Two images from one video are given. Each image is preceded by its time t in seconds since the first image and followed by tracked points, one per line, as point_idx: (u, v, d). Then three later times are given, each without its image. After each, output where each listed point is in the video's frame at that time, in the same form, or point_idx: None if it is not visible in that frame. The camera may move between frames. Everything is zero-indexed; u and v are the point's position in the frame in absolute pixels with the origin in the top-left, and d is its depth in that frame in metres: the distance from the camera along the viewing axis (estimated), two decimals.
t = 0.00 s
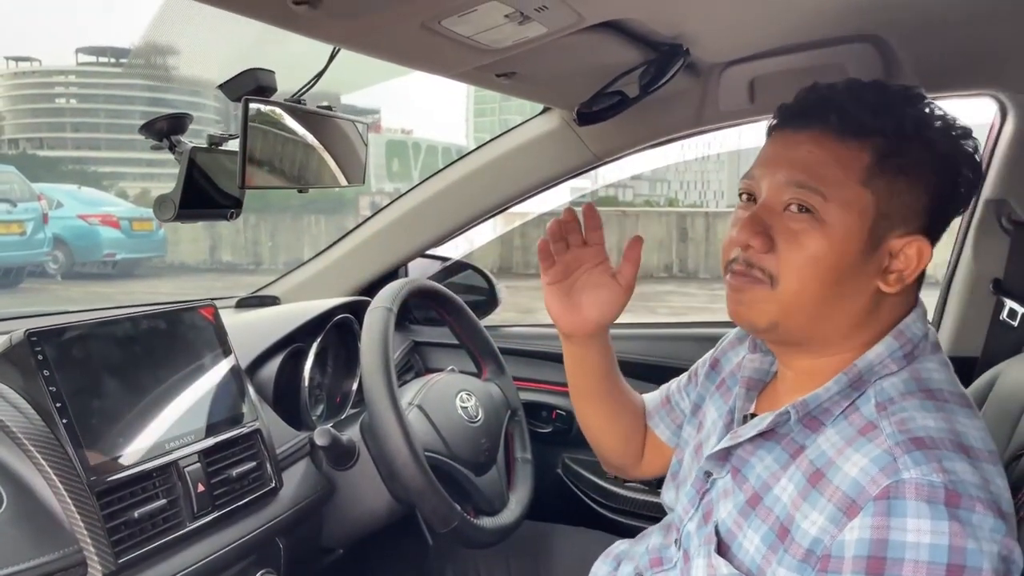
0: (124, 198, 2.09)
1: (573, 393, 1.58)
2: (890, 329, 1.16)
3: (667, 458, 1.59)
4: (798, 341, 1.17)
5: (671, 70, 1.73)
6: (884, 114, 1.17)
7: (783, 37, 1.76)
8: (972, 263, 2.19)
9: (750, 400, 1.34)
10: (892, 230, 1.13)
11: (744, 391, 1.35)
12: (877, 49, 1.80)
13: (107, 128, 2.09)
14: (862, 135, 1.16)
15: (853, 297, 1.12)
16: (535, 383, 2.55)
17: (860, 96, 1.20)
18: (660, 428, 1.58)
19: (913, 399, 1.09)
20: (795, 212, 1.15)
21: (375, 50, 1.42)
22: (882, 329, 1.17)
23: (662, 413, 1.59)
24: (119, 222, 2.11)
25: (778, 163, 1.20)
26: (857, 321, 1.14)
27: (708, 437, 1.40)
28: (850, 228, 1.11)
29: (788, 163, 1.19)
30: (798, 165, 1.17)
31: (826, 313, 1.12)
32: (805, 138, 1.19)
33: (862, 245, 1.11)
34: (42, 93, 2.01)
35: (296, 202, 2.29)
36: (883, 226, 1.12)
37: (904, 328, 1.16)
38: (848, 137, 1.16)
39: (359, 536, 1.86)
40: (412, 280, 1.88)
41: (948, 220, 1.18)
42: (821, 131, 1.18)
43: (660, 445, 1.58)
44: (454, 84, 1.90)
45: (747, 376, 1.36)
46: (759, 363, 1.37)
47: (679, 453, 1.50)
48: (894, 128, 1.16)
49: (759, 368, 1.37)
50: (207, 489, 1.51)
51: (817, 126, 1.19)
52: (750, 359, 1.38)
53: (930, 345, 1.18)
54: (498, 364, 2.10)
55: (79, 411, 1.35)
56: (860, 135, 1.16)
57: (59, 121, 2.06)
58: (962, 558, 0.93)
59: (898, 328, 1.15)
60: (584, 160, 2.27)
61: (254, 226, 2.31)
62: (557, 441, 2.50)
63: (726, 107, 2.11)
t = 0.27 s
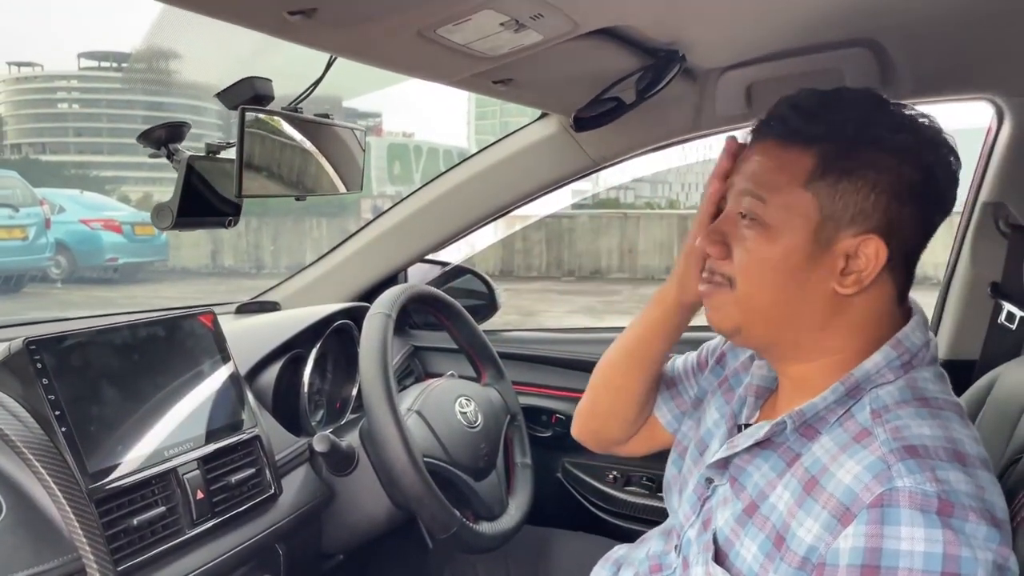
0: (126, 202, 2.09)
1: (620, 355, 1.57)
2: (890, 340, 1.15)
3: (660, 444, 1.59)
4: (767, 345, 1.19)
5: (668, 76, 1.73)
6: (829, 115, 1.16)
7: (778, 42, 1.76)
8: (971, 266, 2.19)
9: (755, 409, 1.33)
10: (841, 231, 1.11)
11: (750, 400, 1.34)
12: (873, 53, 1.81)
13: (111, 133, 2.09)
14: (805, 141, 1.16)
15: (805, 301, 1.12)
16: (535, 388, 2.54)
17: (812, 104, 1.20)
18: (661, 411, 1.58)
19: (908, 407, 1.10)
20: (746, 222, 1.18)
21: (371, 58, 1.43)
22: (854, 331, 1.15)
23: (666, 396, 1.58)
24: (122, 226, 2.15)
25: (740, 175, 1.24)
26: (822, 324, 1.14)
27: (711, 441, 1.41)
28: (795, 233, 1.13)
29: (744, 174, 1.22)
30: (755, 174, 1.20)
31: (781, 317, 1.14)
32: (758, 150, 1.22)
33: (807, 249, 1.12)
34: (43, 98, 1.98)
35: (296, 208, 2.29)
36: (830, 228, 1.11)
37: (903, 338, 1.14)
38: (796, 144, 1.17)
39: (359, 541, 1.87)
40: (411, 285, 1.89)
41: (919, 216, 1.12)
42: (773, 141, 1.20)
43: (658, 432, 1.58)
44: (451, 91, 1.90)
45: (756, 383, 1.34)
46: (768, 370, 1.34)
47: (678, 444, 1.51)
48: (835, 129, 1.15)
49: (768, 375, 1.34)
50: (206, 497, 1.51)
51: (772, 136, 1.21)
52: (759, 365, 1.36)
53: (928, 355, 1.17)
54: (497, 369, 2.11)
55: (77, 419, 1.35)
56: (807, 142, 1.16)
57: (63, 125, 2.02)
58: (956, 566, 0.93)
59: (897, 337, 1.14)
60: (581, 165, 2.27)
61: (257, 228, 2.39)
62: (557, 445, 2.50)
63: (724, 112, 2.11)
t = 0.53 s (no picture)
0: (127, 206, 2.04)
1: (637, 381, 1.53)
2: (906, 350, 1.14)
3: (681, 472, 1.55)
4: (787, 347, 1.19)
5: (664, 81, 1.73)
6: (876, 129, 1.14)
7: (773, 47, 1.76)
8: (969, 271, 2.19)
9: (761, 415, 1.34)
10: (867, 243, 1.10)
11: (756, 406, 1.35)
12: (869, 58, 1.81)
13: (112, 139, 2.09)
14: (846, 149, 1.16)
15: (825, 306, 1.12)
16: (534, 392, 2.56)
17: (865, 111, 1.18)
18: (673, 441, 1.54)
19: (918, 416, 1.10)
20: (775, 220, 1.19)
21: (366, 66, 1.43)
22: (871, 345, 1.14)
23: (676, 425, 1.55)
24: (123, 231, 2.11)
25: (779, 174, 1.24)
26: (841, 332, 1.14)
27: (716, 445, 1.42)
28: (820, 237, 1.13)
29: (783, 175, 1.22)
30: (792, 174, 1.20)
31: (800, 319, 1.14)
32: (800, 151, 1.21)
33: (829, 255, 1.12)
34: (45, 103, 1.99)
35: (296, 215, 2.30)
36: (854, 238, 1.11)
37: (920, 350, 1.13)
38: (838, 149, 1.16)
39: (358, 548, 1.86)
40: (408, 291, 1.89)
41: (959, 243, 1.09)
42: (816, 143, 1.20)
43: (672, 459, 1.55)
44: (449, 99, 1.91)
45: (761, 390, 1.35)
46: (774, 377, 1.36)
47: (688, 462, 1.50)
48: (879, 140, 1.14)
49: (774, 383, 1.35)
50: (205, 503, 1.51)
51: (819, 137, 1.20)
52: (763, 372, 1.37)
53: (943, 367, 1.16)
54: (496, 374, 2.11)
55: (76, 427, 1.36)
56: (850, 149, 1.15)
57: (64, 129, 2.04)
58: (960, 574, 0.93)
59: (914, 348, 1.13)
60: (579, 169, 2.27)
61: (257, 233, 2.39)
62: (556, 450, 2.50)
63: (721, 117, 2.12)
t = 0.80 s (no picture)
0: (128, 211, 2.05)
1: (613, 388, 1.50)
2: (900, 352, 1.14)
3: (673, 470, 1.57)
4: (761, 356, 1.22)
5: (663, 86, 1.74)
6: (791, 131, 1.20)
7: (772, 52, 1.76)
8: (968, 275, 2.20)
9: (762, 418, 1.34)
10: (795, 233, 1.14)
11: (757, 409, 1.35)
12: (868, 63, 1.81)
13: (115, 144, 2.07)
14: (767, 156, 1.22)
15: (772, 303, 1.16)
16: (535, 396, 2.56)
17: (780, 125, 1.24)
18: (671, 440, 1.56)
19: (914, 419, 1.09)
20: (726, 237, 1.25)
21: (366, 73, 1.44)
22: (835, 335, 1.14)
23: (675, 426, 1.57)
24: (124, 235, 2.09)
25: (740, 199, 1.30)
26: (804, 331, 1.16)
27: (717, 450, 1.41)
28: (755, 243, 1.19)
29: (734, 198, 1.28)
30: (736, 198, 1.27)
31: (756, 322, 1.18)
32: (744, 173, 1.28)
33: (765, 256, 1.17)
34: (47, 108, 1.98)
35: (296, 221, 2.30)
36: (782, 233, 1.15)
37: (913, 351, 1.13)
38: (760, 162, 1.23)
39: (359, 554, 1.86)
40: (409, 297, 1.89)
41: (886, 209, 1.09)
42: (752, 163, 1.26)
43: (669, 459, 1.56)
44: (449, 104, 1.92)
45: (761, 393, 1.35)
46: (773, 379, 1.36)
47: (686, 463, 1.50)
48: (787, 144, 1.19)
49: (774, 386, 1.35)
50: (205, 510, 1.51)
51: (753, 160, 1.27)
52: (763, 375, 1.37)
53: (937, 368, 1.16)
54: (497, 379, 2.11)
55: (77, 434, 1.36)
56: (765, 159, 1.21)
57: (64, 135, 2.02)
58: None
59: (906, 350, 1.13)
60: (579, 174, 2.28)
61: (259, 238, 2.32)
62: (557, 454, 2.50)
63: (720, 121, 2.12)
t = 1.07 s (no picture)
0: (128, 214, 2.07)
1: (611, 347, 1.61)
2: (878, 353, 1.15)
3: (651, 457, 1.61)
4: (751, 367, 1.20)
5: (663, 90, 1.74)
6: (789, 140, 1.16)
7: (771, 56, 1.76)
8: (968, 277, 2.20)
9: (744, 426, 1.36)
10: (806, 250, 1.12)
11: (738, 417, 1.37)
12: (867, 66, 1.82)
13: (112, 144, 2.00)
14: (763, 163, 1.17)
15: (776, 320, 1.13)
16: (536, 400, 2.55)
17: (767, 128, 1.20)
18: (650, 425, 1.60)
19: (895, 422, 1.10)
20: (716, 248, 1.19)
21: (367, 78, 1.44)
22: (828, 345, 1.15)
23: (655, 412, 1.61)
24: (125, 239, 2.14)
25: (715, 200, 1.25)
26: (799, 344, 1.15)
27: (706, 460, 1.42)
28: (759, 255, 1.14)
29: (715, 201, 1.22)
30: (717, 201, 1.22)
31: (757, 338, 1.15)
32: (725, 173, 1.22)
33: (773, 270, 1.13)
34: (48, 112, 1.95)
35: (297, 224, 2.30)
36: (793, 248, 1.12)
37: (890, 352, 1.14)
38: (753, 168, 1.18)
39: (359, 558, 1.86)
40: (409, 300, 1.89)
41: (890, 227, 1.11)
42: (737, 167, 1.20)
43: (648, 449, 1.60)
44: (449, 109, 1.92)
45: (743, 401, 1.37)
46: (756, 388, 1.37)
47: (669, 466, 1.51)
48: (788, 152, 1.15)
49: (756, 393, 1.37)
50: (206, 514, 1.51)
51: (735, 161, 1.22)
52: (747, 383, 1.39)
53: (916, 366, 1.17)
54: (497, 384, 2.11)
55: (77, 439, 1.36)
56: (762, 165, 1.17)
57: (64, 139, 1.98)
58: None
59: (884, 351, 1.14)
60: (579, 177, 2.28)
61: (259, 241, 2.43)
62: (557, 458, 2.50)
63: (719, 125, 2.13)
